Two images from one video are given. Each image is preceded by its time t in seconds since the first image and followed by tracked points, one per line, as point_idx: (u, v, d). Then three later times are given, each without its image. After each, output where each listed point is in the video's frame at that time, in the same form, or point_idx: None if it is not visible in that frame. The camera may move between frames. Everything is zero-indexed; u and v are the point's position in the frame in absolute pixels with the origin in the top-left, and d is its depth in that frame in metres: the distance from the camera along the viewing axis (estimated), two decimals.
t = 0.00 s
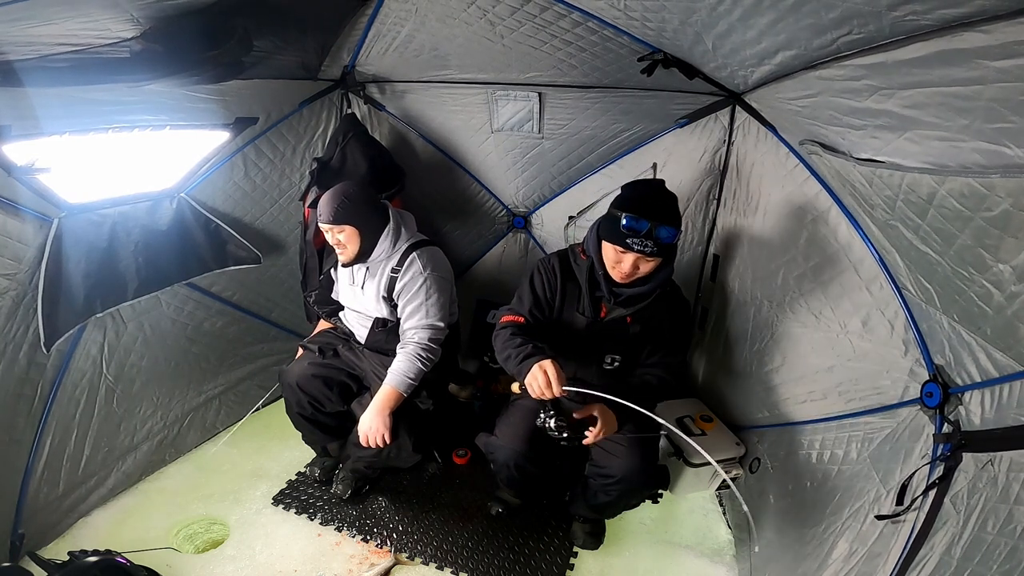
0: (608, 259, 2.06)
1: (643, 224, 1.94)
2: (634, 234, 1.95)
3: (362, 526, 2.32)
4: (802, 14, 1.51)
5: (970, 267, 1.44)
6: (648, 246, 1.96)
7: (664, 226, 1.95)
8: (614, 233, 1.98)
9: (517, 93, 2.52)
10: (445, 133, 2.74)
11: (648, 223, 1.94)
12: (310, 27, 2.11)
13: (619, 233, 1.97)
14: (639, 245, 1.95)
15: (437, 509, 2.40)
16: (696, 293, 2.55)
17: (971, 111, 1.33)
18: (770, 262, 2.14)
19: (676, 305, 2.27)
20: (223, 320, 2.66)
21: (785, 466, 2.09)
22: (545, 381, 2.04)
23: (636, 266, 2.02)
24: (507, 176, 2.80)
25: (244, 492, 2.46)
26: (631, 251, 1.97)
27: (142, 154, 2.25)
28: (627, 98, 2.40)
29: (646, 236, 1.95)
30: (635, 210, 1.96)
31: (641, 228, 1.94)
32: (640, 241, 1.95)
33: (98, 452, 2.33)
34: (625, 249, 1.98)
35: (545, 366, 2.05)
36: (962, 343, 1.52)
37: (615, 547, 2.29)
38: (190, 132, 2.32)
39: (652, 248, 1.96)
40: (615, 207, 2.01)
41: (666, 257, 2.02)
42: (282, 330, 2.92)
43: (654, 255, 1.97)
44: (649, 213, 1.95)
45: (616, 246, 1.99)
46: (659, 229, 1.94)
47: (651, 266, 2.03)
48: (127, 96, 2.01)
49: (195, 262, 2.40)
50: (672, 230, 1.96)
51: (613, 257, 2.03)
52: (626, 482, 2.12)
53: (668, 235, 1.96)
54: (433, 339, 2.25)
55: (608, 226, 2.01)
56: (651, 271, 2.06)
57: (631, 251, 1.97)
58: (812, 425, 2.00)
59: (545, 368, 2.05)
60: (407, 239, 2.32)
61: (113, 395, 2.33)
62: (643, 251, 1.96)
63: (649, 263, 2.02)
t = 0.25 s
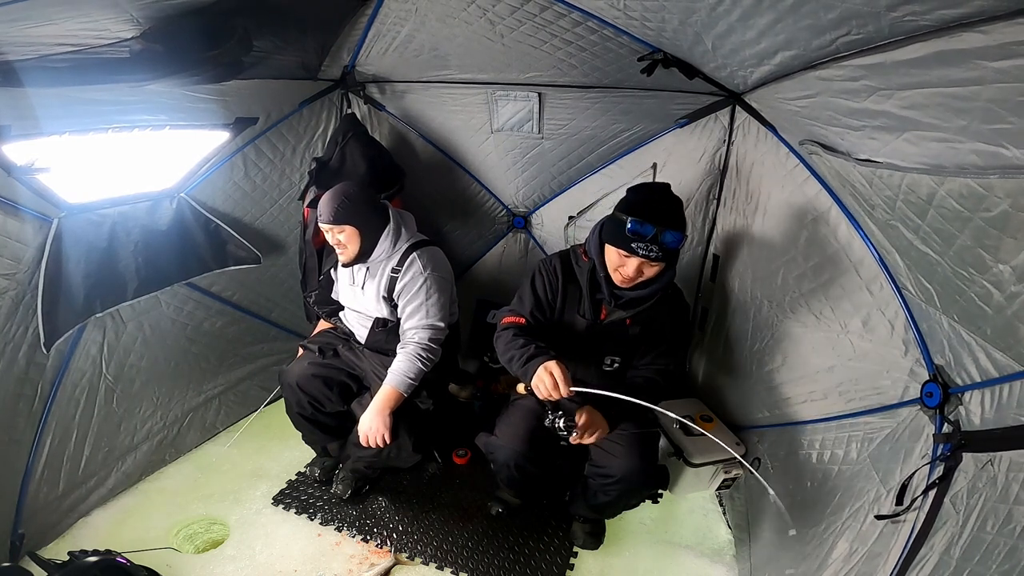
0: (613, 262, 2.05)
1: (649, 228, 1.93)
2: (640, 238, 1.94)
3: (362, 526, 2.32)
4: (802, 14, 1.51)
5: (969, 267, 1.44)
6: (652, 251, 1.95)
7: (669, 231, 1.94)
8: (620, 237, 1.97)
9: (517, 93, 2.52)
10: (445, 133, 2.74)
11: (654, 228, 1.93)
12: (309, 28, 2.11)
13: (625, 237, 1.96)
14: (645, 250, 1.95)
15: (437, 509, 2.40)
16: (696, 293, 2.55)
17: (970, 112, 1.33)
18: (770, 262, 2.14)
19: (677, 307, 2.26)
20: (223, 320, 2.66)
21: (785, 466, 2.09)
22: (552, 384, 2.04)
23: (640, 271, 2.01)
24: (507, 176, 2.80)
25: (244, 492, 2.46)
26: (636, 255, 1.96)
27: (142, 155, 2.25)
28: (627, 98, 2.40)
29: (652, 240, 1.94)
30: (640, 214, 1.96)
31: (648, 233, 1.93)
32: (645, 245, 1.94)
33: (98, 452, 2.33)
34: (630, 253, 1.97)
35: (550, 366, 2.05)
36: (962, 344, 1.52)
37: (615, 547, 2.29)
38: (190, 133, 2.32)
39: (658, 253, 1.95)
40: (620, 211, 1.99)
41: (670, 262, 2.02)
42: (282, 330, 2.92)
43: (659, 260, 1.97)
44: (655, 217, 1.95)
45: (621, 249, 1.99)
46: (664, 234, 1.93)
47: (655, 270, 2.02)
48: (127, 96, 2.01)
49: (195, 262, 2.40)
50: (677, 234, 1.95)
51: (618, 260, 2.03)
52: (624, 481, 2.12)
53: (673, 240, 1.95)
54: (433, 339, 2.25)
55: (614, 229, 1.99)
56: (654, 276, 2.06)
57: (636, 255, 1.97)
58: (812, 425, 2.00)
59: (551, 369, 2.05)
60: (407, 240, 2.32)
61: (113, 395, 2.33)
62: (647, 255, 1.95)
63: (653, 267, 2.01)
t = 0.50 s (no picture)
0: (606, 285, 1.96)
1: (644, 255, 1.84)
2: (635, 265, 1.86)
3: (362, 526, 2.32)
4: (801, 14, 1.51)
5: (968, 267, 1.43)
6: (648, 277, 1.87)
7: (665, 255, 1.86)
8: (614, 261, 1.88)
9: (517, 93, 2.52)
10: (445, 133, 2.74)
11: (649, 254, 1.84)
12: (309, 28, 2.11)
13: (619, 263, 1.87)
14: (639, 276, 1.87)
15: (437, 509, 2.40)
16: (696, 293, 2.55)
17: (968, 112, 1.33)
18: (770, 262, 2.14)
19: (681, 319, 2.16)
20: (223, 319, 2.67)
21: (784, 467, 2.09)
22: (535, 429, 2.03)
23: (635, 295, 1.93)
24: (507, 176, 2.80)
25: (244, 492, 2.46)
26: (630, 281, 1.89)
27: (142, 155, 2.26)
28: (627, 98, 2.40)
29: (647, 267, 1.85)
30: (635, 237, 1.86)
31: (643, 259, 1.85)
32: (640, 272, 1.86)
33: (98, 452, 2.33)
34: (624, 279, 1.89)
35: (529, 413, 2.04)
36: (962, 344, 1.52)
37: (615, 547, 2.28)
38: (190, 133, 2.32)
39: (653, 280, 1.87)
40: (615, 232, 1.90)
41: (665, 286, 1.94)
42: (282, 329, 2.92)
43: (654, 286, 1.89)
44: (650, 242, 1.85)
45: (615, 275, 1.90)
46: (660, 260, 1.85)
47: (650, 294, 1.95)
48: (127, 96, 2.01)
49: (195, 262, 2.41)
50: (672, 260, 1.87)
51: (611, 284, 1.94)
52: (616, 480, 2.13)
53: (669, 264, 1.87)
54: (433, 339, 2.25)
55: (607, 253, 1.90)
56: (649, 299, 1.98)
57: (630, 281, 1.89)
58: (812, 425, 2.00)
59: (533, 415, 2.04)
60: (407, 240, 2.32)
61: (112, 395, 2.33)
62: (642, 281, 1.88)
63: (648, 292, 1.94)
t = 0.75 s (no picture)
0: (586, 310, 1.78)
1: (621, 286, 1.63)
2: (613, 296, 1.66)
3: (362, 526, 2.32)
4: (801, 14, 1.50)
5: (968, 267, 1.43)
6: (630, 308, 1.68)
7: (648, 284, 1.64)
8: (590, 291, 1.69)
9: (517, 93, 2.52)
10: (444, 133, 2.74)
11: (628, 286, 1.63)
12: (308, 28, 2.11)
13: (596, 292, 1.68)
14: (620, 307, 1.68)
15: (436, 509, 2.40)
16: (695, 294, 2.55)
17: (969, 112, 1.32)
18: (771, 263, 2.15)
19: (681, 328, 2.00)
20: (223, 319, 2.67)
21: (784, 467, 2.09)
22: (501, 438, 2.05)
23: (619, 321, 1.75)
24: (507, 176, 2.80)
25: (244, 492, 2.46)
26: (611, 310, 1.70)
27: (142, 155, 2.26)
28: (627, 98, 2.40)
29: (627, 298, 1.66)
30: (610, 265, 1.64)
31: (621, 291, 1.64)
32: (620, 302, 1.67)
33: (97, 452, 2.33)
34: (603, 308, 1.70)
35: (500, 421, 2.04)
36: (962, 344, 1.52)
37: (614, 547, 2.28)
38: (190, 133, 2.33)
39: (636, 310, 1.68)
40: (588, 257, 1.68)
41: (653, 311, 1.75)
42: (282, 329, 2.91)
43: (638, 315, 1.70)
44: (628, 271, 1.63)
45: (594, 303, 1.71)
46: (642, 290, 1.65)
47: (636, 320, 1.76)
48: (128, 96, 2.01)
49: (195, 262, 2.41)
50: (659, 287, 1.66)
51: (591, 310, 1.76)
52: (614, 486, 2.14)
53: (654, 292, 1.66)
54: (433, 339, 2.25)
55: (583, 279, 1.70)
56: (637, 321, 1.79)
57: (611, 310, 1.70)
58: (811, 425, 2.00)
59: (501, 428, 2.05)
60: (407, 240, 2.32)
61: (112, 395, 2.33)
62: (624, 311, 1.69)
63: (634, 318, 1.75)
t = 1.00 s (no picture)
0: (603, 238, 1.76)
1: (641, 201, 1.63)
2: (632, 214, 1.65)
3: (362, 526, 2.32)
4: (802, 14, 1.50)
5: (968, 267, 1.43)
6: (651, 226, 1.66)
7: (672, 197, 1.63)
8: (606, 215, 1.68)
9: (517, 93, 2.51)
10: (445, 133, 2.74)
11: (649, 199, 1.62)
12: (308, 27, 2.11)
13: (612, 214, 1.67)
14: (639, 225, 1.66)
15: (437, 509, 2.40)
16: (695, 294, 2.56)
17: (971, 111, 1.32)
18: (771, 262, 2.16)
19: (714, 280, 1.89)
20: (222, 319, 2.66)
21: (783, 467, 2.10)
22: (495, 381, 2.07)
23: (641, 247, 1.73)
24: (507, 176, 2.80)
25: (244, 492, 2.45)
26: (632, 232, 1.68)
27: (142, 154, 2.26)
28: (627, 98, 2.40)
29: (648, 213, 1.64)
30: (625, 180, 1.63)
31: (641, 205, 1.63)
32: (639, 221, 1.65)
33: (98, 452, 2.33)
34: (622, 231, 1.69)
35: (497, 361, 2.08)
36: (962, 344, 1.52)
37: (614, 548, 2.28)
38: (190, 132, 2.33)
39: (659, 226, 1.66)
40: (600, 178, 1.67)
41: (678, 235, 1.71)
42: (282, 330, 2.91)
43: (663, 233, 1.67)
44: (647, 187, 1.62)
45: (612, 228, 1.70)
46: (664, 205, 1.63)
47: (663, 244, 1.73)
48: (127, 96, 2.00)
49: (194, 262, 2.40)
50: (682, 199, 1.64)
51: (609, 239, 1.74)
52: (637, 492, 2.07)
53: (680, 207, 1.64)
54: (433, 339, 2.25)
55: (597, 205, 1.70)
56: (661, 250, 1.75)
57: (632, 232, 1.68)
58: (812, 425, 2.00)
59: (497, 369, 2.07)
60: (408, 239, 2.32)
61: (112, 395, 2.33)
62: (647, 230, 1.67)
63: (659, 242, 1.72)
